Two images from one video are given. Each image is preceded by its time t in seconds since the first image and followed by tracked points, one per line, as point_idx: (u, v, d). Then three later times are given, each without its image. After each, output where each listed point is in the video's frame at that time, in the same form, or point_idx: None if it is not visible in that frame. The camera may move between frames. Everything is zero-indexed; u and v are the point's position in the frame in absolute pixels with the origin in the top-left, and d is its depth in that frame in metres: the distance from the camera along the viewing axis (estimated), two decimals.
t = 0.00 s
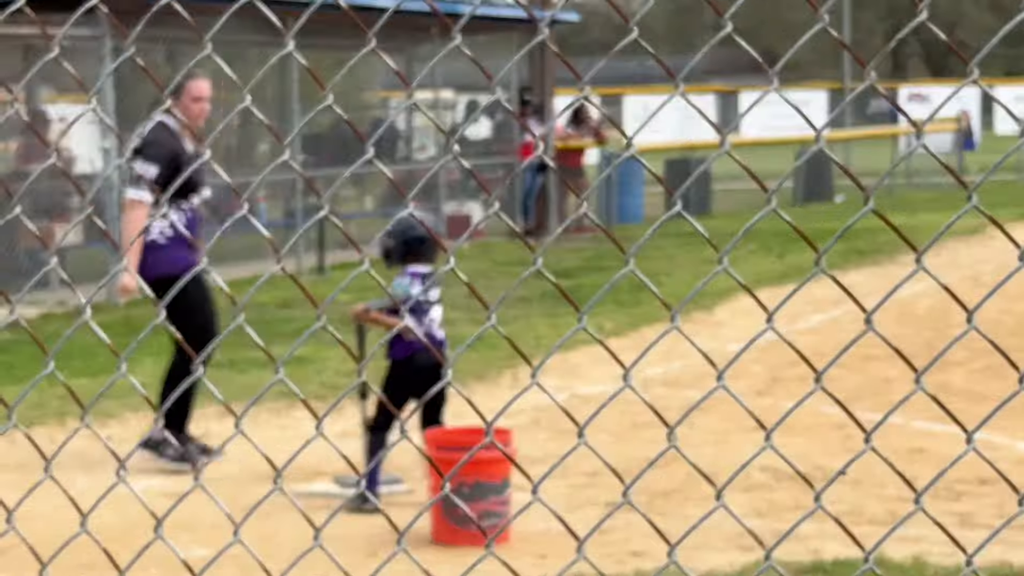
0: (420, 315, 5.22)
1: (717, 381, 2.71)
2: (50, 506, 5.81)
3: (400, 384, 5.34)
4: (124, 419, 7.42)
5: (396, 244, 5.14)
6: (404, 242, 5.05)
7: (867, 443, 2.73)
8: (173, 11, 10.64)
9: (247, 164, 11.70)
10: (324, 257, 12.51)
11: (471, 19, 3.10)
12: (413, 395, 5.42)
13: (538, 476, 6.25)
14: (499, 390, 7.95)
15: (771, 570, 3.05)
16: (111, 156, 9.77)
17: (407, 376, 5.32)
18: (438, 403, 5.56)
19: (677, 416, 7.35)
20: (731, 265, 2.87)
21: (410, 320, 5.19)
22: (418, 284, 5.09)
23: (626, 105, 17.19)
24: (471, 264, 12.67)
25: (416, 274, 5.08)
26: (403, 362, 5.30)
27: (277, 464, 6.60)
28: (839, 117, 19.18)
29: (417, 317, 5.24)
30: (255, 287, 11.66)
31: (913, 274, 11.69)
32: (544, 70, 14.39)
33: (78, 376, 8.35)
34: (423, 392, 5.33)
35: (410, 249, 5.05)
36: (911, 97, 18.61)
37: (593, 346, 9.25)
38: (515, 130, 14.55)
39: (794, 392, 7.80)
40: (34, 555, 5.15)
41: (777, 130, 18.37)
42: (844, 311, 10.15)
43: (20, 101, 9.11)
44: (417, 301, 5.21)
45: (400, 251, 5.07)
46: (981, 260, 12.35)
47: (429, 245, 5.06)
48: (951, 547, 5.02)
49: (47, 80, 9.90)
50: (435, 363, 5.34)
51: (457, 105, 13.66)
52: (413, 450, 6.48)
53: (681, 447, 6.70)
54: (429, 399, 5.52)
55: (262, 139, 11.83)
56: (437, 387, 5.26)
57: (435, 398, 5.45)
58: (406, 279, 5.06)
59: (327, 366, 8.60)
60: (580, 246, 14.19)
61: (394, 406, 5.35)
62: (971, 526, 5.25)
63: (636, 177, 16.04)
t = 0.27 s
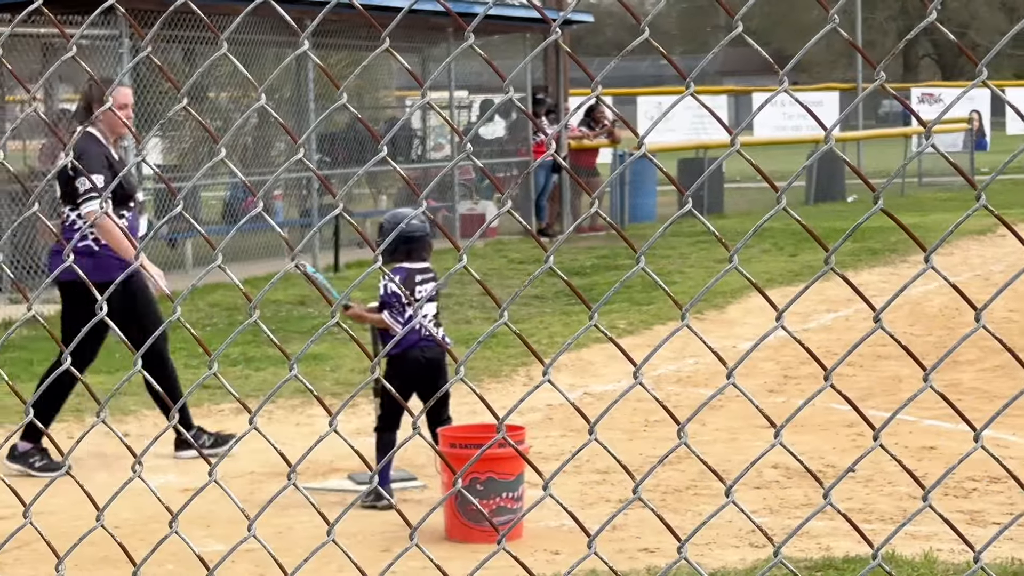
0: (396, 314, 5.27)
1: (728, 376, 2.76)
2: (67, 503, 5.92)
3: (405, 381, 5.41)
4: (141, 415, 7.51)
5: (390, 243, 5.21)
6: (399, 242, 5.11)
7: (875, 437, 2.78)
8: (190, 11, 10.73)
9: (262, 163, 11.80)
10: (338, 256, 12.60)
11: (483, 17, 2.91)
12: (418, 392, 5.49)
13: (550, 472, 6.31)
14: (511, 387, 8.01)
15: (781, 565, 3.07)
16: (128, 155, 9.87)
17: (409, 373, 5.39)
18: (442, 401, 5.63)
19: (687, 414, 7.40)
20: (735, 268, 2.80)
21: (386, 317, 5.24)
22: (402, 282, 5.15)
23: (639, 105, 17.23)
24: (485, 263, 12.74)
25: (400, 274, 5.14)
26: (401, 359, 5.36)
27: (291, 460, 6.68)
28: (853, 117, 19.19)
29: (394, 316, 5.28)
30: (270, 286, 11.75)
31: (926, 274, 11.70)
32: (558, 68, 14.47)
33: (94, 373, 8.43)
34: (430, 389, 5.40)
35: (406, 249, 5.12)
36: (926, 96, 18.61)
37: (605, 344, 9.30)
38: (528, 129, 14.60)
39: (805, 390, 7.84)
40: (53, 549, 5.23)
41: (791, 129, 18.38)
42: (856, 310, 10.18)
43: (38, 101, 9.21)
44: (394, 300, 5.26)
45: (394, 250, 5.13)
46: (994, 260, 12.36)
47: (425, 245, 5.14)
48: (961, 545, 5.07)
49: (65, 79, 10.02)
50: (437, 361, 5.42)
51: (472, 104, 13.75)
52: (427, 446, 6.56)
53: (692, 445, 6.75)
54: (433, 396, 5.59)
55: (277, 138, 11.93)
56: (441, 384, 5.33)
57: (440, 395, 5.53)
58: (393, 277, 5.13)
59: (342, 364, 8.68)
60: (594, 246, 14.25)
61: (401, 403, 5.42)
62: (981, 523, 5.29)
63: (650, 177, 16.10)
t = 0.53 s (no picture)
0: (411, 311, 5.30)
1: (738, 376, 2.75)
2: (78, 501, 5.95)
3: (420, 379, 5.41)
4: (152, 414, 7.54)
5: (412, 240, 5.22)
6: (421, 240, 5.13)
7: (886, 437, 2.77)
8: (200, 10, 10.77)
9: (273, 162, 11.83)
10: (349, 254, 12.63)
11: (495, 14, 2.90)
12: (433, 390, 5.50)
13: (559, 471, 6.32)
14: (522, 386, 8.02)
15: (792, 563, 3.05)
16: (139, 154, 9.91)
17: (425, 372, 5.40)
18: (456, 401, 5.64)
19: (697, 413, 7.40)
20: (746, 267, 2.77)
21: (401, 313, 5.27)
22: (420, 281, 5.17)
23: (650, 103, 17.22)
24: (495, 262, 12.74)
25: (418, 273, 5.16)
26: (417, 356, 5.37)
27: (302, 458, 6.70)
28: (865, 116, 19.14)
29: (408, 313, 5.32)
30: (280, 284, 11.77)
31: (937, 273, 11.68)
32: (569, 67, 14.46)
33: (105, 371, 8.46)
34: (446, 388, 5.40)
35: (430, 248, 5.13)
36: (937, 95, 18.56)
37: (615, 343, 9.30)
38: (540, 128, 14.56)
39: (816, 389, 7.83)
40: (64, 548, 5.25)
41: (802, 128, 18.35)
42: (867, 309, 10.16)
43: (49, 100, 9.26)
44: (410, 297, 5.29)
45: (417, 248, 5.15)
46: (1006, 259, 12.32)
47: (448, 246, 5.14)
48: (971, 545, 5.06)
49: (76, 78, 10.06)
50: (453, 361, 5.42)
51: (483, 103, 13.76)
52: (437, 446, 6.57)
53: (702, 445, 6.75)
54: (447, 395, 5.60)
55: (288, 137, 11.96)
56: (457, 384, 5.34)
57: (454, 394, 5.53)
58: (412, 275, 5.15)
59: (353, 362, 8.70)
60: (604, 245, 14.25)
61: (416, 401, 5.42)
62: (992, 523, 5.28)
63: (661, 176, 16.10)
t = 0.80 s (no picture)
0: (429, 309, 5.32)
1: (745, 376, 2.73)
2: (86, 500, 5.97)
3: (434, 375, 5.42)
4: (159, 412, 7.55)
5: (430, 238, 5.22)
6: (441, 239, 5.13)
7: (894, 437, 2.75)
8: (207, 9, 10.79)
9: (280, 161, 11.85)
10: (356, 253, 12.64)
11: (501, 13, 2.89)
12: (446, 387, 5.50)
13: (566, 470, 6.31)
14: (528, 385, 8.02)
15: (798, 562, 3.03)
16: (146, 153, 9.93)
17: (440, 367, 5.40)
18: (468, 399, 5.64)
19: (704, 412, 7.40)
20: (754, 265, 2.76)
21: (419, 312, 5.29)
22: (437, 279, 5.17)
23: (657, 102, 17.20)
24: (502, 261, 12.75)
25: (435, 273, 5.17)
26: (432, 352, 5.38)
27: (309, 457, 6.71)
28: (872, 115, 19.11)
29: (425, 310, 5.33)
30: (287, 283, 11.78)
31: (945, 272, 11.66)
32: (575, 66, 14.46)
33: (112, 370, 8.47)
34: (458, 386, 5.41)
35: (449, 246, 5.13)
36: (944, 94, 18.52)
37: (622, 342, 9.30)
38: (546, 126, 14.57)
39: (822, 389, 7.82)
40: (72, 545, 5.27)
41: (809, 127, 18.33)
42: (874, 308, 10.15)
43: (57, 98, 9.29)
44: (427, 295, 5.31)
45: (436, 246, 5.15)
46: (1013, 258, 12.30)
47: (466, 244, 5.15)
48: (978, 544, 5.06)
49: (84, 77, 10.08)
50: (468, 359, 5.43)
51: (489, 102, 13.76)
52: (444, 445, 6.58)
53: (708, 443, 6.75)
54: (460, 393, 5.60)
55: (294, 136, 11.97)
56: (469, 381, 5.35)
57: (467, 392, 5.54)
58: (430, 273, 5.15)
59: (360, 361, 8.71)
60: (610, 244, 14.25)
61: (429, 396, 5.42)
62: (999, 522, 5.27)
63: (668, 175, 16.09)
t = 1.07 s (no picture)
0: (428, 310, 5.35)
1: (752, 375, 2.72)
2: (92, 498, 5.98)
3: (432, 377, 5.41)
4: (164, 410, 7.56)
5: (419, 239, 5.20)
6: (428, 241, 5.12)
7: (901, 437, 2.74)
8: (213, 7, 10.80)
9: (284, 159, 11.86)
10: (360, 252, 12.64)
11: (509, 10, 2.86)
12: (443, 388, 5.50)
13: (571, 469, 6.31)
14: (533, 383, 8.03)
15: (804, 561, 3.01)
16: (151, 151, 9.95)
17: (438, 369, 5.40)
18: (468, 399, 5.64)
19: (709, 411, 7.40)
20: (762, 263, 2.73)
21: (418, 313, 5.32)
22: (434, 279, 5.19)
23: (662, 101, 17.20)
24: (506, 260, 12.75)
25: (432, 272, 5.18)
26: (429, 354, 5.38)
27: (314, 455, 6.72)
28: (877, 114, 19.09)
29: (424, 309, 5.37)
30: (292, 281, 11.78)
31: (950, 271, 11.65)
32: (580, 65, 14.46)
33: (117, 367, 8.49)
34: (456, 387, 5.40)
35: (437, 246, 5.12)
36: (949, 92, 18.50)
37: (628, 341, 9.30)
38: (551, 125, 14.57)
39: (827, 388, 7.82)
40: (78, 542, 5.28)
41: (814, 126, 18.31)
42: (879, 307, 10.15)
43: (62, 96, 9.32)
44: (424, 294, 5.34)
45: (424, 248, 5.14)
46: (1018, 257, 12.28)
47: (454, 243, 5.14)
48: (982, 543, 5.06)
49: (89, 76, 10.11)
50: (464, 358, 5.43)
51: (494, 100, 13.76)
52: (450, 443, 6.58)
53: (714, 442, 6.75)
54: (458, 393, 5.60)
55: (299, 134, 11.98)
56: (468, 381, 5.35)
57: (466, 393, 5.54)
58: (426, 274, 5.16)
59: (365, 359, 8.71)
60: (614, 242, 14.24)
61: (428, 399, 5.42)
62: (1004, 521, 5.27)
63: (672, 174, 16.09)
